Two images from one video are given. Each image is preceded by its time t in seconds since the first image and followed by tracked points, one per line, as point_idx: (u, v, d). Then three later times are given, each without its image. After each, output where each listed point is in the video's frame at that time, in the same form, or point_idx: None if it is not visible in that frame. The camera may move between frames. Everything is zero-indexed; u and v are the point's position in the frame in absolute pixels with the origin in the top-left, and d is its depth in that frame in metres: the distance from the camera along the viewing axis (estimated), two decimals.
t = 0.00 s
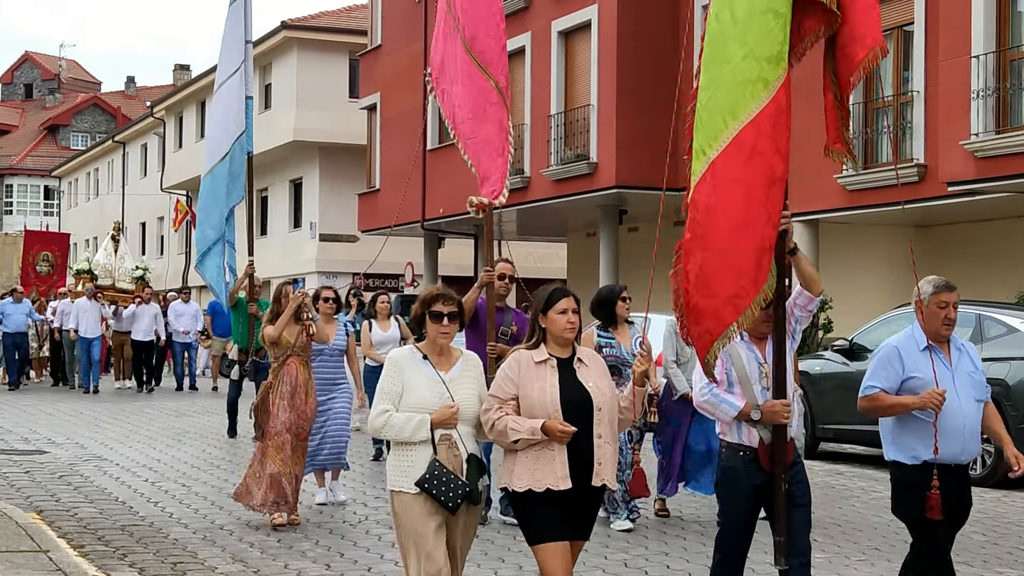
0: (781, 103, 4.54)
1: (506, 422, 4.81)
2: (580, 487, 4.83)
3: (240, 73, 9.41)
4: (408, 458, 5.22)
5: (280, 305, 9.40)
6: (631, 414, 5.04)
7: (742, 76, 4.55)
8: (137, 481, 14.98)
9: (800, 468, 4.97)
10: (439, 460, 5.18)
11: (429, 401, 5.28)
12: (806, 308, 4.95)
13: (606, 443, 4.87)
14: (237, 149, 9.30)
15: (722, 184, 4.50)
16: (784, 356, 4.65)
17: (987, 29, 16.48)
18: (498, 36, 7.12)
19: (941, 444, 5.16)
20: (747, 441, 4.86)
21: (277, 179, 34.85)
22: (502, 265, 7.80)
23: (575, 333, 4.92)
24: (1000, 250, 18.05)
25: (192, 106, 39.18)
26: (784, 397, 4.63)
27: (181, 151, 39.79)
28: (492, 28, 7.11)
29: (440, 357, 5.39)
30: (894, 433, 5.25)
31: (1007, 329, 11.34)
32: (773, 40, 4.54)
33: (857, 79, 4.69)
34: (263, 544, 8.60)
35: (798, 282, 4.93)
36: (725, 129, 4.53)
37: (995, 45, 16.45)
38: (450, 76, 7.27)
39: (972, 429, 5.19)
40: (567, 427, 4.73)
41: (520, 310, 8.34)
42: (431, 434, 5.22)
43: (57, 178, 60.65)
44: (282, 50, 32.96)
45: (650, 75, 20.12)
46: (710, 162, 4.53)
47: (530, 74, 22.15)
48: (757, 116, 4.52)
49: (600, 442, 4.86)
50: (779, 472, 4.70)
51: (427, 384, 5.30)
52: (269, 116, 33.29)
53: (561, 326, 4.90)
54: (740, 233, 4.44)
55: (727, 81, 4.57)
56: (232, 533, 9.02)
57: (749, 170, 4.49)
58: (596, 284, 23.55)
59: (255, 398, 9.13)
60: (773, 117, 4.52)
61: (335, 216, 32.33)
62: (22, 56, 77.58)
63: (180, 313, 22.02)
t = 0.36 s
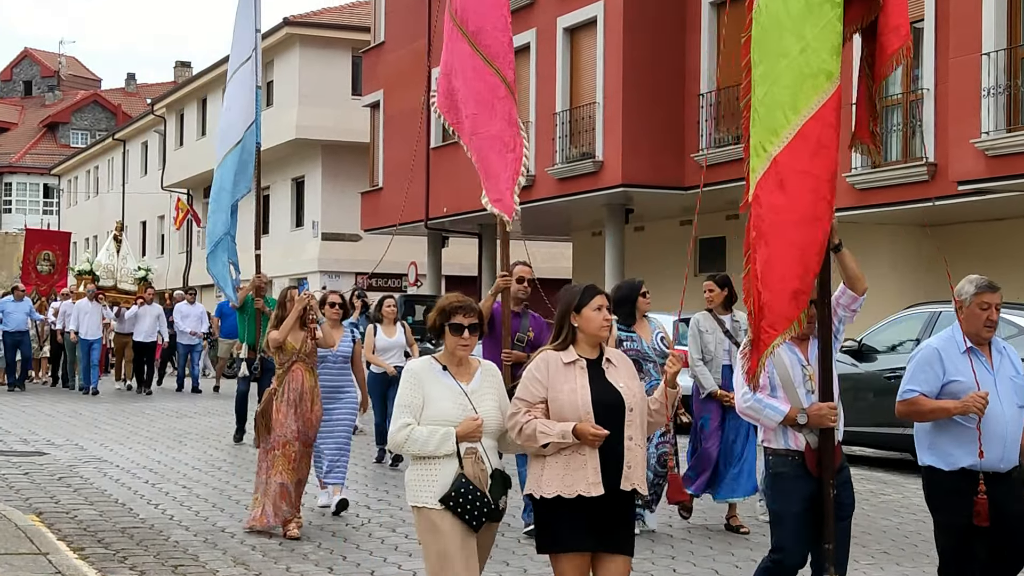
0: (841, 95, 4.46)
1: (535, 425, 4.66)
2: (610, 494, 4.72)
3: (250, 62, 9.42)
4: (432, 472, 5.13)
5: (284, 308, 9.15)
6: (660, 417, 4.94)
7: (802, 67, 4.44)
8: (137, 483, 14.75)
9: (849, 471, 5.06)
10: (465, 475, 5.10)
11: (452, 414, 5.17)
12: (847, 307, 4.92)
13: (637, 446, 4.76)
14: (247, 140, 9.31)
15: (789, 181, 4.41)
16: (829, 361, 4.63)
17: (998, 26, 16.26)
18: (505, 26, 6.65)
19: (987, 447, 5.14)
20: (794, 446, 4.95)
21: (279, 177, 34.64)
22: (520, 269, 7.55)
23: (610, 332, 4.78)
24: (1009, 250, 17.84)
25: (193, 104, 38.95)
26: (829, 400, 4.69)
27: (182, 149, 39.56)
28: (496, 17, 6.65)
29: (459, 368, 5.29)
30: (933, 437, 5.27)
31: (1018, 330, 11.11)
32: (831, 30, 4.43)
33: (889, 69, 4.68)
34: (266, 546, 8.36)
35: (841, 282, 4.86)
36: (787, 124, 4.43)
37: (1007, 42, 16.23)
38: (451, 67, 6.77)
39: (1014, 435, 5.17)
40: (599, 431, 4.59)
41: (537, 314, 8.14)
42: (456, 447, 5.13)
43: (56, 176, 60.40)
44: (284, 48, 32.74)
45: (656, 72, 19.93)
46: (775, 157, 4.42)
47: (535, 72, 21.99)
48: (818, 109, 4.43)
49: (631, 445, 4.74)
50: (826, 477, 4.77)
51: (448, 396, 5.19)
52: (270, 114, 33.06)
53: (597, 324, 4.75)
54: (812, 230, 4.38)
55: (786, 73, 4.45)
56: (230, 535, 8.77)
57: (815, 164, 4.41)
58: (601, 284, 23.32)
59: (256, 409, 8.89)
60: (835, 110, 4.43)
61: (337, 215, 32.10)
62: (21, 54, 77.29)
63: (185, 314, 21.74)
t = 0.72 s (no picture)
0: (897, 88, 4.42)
1: (561, 428, 4.62)
2: (636, 498, 4.65)
3: (258, 59, 9.25)
4: (447, 471, 5.01)
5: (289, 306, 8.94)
6: (687, 416, 4.89)
7: (858, 62, 4.39)
8: (138, 484, 14.58)
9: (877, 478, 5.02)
10: (479, 475, 4.97)
11: (469, 412, 5.04)
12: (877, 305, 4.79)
13: (668, 450, 4.72)
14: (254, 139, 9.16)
15: (848, 179, 4.39)
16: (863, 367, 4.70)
17: (1008, 22, 16.07)
18: (500, 25, 6.51)
19: None
20: (826, 449, 4.93)
21: (281, 176, 34.44)
22: (537, 273, 7.39)
23: (640, 330, 4.74)
24: (1017, 249, 17.68)
25: (194, 101, 38.74)
26: (864, 403, 4.73)
27: (183, 147, 39.36)
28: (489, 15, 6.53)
29: (477, 365, 5.14)
30: (967, 437, 5.16)
31: None
32: (883, 22, 4.37)
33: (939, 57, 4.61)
34: (267, 548, 8.26)
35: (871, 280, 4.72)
36: (844, 121, 4.40)
37: (1016, 39, 16.04)
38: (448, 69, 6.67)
39: None
40: (626, 434, 4.55)
41: (554, 318, 8.01)
42: (472, 446, 4.99)
43: (55, 174, 60.22)
44: (286, 44, 32.53)
45: (662, 68, 19.77)
46: (833, 155, 4.41)
47: (540, 70, 21.84)
48: (876, 104, 4.39)
49: (662, 449, 4.70)
50: (860, 481, 4.75)
51: (465, 394, 5.06)
52: (273, 111, 32.87)
53: (627, 323, 4.71)
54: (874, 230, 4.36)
55: (841, 68, 4.41)
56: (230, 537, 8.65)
57: (874, 161, 4.39)
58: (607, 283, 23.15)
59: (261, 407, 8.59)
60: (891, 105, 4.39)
61: (339, 214, 31.90)
62: (21, 51, 77.06)
63: (189, 312, 21.59)
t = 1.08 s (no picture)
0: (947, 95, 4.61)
1: (590, 442, 4.49)
2: (669, 515, 4.55)
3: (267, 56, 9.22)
4: (462, 475, 4.88)
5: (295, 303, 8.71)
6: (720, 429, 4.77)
7: (913, 68, 4.55)
8: (139, 485, 14.42)
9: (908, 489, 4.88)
10: (490, 482, 4.79)
11: (488, 415, 4.89)
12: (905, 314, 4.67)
13: (698, 465, 4.59)
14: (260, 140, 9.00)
15: (907, 186, 4.52)
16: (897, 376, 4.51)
17: (1018, 18, 15.87)
18: (497, 14, 6.83)
19: None
20: (858, 461, 4.78)
21: (285, 174, 34.29)
22: (555, 268, 7.23)
23: (671, 339, 4.62)
24: None
25: (196, 99, 38.58)
26: (896, 416, 4.62)
27: (185, 145, 39.21)
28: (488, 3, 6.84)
29: (498, 368, 4.98)
30: (1009, 451, 5.02)
31: None
32: (934, 28, 4.56)
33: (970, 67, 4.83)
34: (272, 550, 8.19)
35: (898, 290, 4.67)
36: (902, 127, 4.54)
37: None
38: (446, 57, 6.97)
39: None
40: (658, 450, 4.43)
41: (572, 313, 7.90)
42: (489, 452, 4.84)
43: (57, 172, 60.07)
44: (290, 41, 32.38)
45: (670, 65, 19.94)
46: (893, 162, 4.53)
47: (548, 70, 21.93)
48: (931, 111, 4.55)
49: (692, 465, 4.57)
50: (895, 494, 4.66)
51: (484, 396, 4.92)
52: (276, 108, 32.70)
53: (659, 331, 4.59)
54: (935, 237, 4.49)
55: (898, 72, 4.55)
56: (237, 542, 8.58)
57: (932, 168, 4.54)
58: (612, 283, 22.98)
59: (270, 408, 8.30)
60: (946, 111, 4.56)
61: (343, 212, 31.73)
62: (23, 48, 76.94)
63: (193, 312, 21.43)
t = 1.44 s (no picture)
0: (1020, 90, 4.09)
1: (632, 447, 4.33)
2: (720, 523, 4.37)
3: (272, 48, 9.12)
4: (490, 494, 4.70)
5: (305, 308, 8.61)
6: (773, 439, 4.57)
7: (978, 62, 4.06)
8: (143, 486, 14.23)
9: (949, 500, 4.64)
10: (513, 504, 4.63)
11: (517, 433, 4.72)
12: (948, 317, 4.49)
13: (748, 471, 4.40)
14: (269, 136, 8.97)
15: (975, 189, 4.00)
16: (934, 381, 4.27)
17: None
18: (496, 13, 7.40)
19: None
20: (894, 470, 4.57)
21: (289, 172, 34.10)
22: (575, 267, 7.05)
23: (714, 341, 4.43)
24: None
25: (199, 95, 38.40)
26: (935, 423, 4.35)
27: (188, 143, 39.04)
28: (489, 1, 7.40)
29: (532, 383, 4.80)
30: None
31: None
32: (1003, 17, 4.06)
33: None
34: (277, 552, 7.97)
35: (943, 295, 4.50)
36: (967, 128, 4.04)
37: None
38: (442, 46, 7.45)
39: None
40: (704, 454, 4.24)
41: (593, 314, 7.75)
42: (516, 471, 4.65)
43: (60, 170, 59.91)
44: (294, 37, 32.19)
45: (680, 63, 19.78)
46: (956, 163, 4.04)
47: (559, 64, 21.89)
48: (1001, 107, 4.03)
49: (741, 471, 4.38)
50: (932, 503, 4.40)
51: (514, 412, 4.74)
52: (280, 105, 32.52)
53: (700, 333, 4.41)
54: (1007, 245, 3.95)
55: (960, 70, 4.07)
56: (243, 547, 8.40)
57: (1003, 169, 4.01)
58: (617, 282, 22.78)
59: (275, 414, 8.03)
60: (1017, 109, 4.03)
61: (348, 211, 31.53)
62: (26, 44, 76.79)
63: (198, 312, 21.24)
